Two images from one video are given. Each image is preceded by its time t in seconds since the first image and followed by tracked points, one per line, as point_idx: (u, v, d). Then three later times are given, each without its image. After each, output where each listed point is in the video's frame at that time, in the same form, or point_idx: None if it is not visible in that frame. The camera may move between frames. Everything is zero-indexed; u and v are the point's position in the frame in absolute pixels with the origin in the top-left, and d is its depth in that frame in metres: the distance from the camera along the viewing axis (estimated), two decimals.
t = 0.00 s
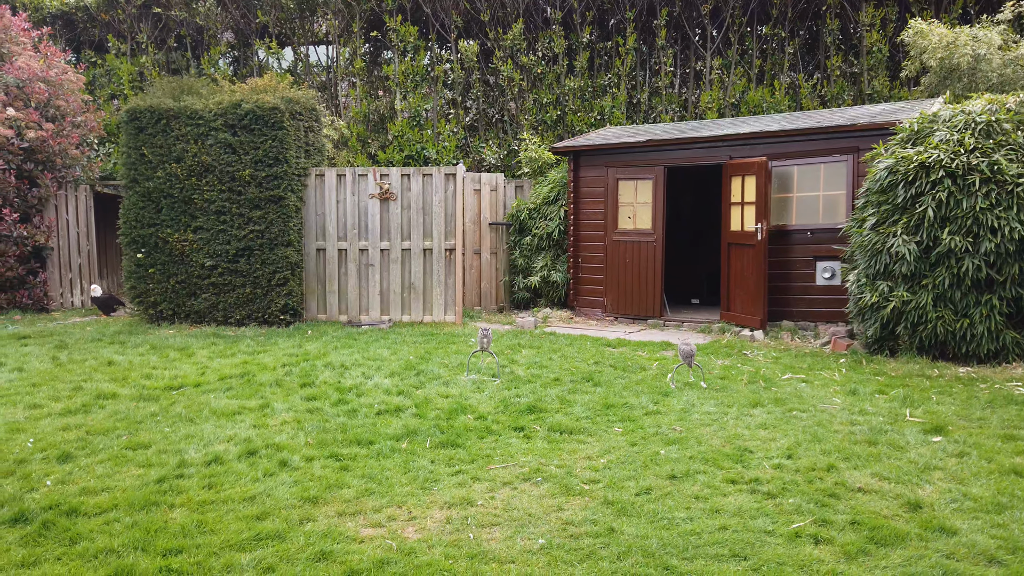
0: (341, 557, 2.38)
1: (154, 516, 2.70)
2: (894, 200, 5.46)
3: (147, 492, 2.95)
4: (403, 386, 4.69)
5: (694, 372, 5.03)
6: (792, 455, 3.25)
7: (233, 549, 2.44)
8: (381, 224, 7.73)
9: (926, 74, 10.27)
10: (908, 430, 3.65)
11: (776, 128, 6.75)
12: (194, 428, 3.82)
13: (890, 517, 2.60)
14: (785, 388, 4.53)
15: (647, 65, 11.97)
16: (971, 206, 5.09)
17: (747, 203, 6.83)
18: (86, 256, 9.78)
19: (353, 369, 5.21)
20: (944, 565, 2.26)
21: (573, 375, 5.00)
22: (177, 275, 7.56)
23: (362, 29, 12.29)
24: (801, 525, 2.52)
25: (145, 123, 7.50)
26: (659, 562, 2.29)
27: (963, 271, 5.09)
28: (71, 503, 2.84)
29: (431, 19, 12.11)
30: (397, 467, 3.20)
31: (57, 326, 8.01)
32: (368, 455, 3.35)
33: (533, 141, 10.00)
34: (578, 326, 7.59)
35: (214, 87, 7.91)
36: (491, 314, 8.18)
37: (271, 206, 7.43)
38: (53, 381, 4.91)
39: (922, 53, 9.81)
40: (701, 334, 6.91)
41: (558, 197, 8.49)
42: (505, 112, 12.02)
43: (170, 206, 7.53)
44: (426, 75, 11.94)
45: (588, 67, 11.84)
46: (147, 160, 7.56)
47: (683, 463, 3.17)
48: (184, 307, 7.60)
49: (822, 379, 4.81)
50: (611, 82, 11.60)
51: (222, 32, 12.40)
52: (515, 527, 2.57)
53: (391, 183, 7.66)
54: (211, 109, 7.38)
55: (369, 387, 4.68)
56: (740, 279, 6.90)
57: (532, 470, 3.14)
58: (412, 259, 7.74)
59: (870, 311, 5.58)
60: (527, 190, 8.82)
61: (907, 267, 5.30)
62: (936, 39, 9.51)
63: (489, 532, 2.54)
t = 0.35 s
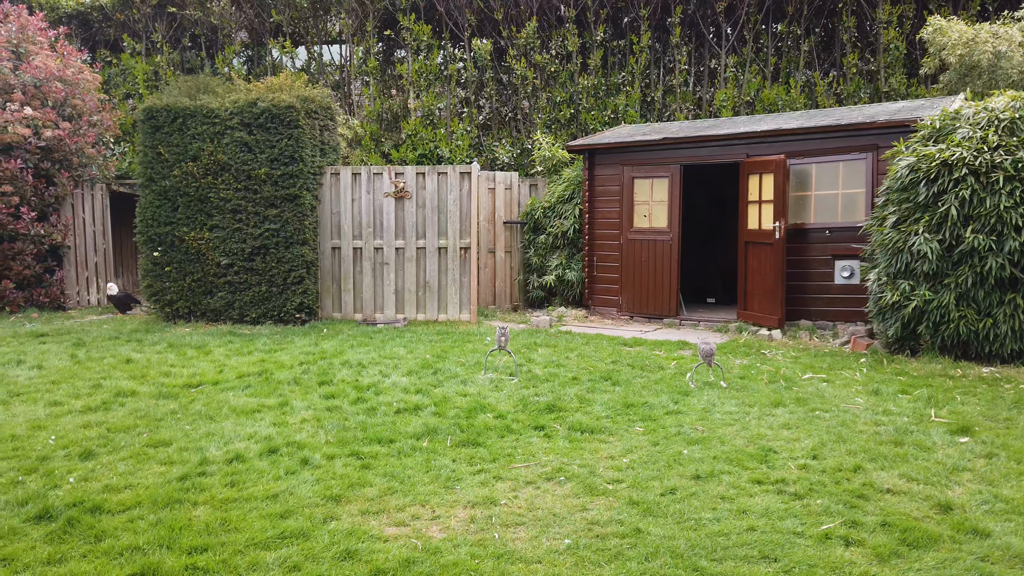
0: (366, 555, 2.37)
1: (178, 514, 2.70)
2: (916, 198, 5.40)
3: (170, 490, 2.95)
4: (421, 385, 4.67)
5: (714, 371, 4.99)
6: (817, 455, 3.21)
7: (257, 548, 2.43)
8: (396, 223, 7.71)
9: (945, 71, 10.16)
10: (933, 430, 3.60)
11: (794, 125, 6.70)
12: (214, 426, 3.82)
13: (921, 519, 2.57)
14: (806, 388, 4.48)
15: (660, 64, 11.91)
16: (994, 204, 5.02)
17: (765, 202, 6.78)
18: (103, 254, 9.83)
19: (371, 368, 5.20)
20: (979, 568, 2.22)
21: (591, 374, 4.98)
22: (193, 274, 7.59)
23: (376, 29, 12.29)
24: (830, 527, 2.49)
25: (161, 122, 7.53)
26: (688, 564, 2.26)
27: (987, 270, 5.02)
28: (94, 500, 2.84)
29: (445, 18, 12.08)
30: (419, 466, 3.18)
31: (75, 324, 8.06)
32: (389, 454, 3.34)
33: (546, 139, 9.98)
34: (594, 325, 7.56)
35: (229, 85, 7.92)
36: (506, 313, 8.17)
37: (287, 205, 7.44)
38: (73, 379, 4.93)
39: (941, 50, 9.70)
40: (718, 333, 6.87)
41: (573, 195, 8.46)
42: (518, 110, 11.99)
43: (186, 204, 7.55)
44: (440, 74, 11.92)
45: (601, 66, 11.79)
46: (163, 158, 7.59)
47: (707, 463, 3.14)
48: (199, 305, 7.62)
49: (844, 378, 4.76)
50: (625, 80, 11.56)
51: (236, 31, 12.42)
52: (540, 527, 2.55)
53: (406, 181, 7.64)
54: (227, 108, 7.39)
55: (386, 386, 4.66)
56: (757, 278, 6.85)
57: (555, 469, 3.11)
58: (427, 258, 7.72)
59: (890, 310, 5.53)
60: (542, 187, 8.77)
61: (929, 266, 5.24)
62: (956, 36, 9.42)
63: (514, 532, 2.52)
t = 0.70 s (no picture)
0: (414, 563, 2.33)
1: (221, 518, 2.68)
2: (962, 199, 5.27)
3: (211, 492, 2.93)
4: (455, 386, 4.63)
5: (752, 375, 4.90)
6: (869, 464, 3.12)
7: (303, 553, 2.40)
8: (426, 222, 7.67)
9: (984, 68, 9.94)
10: (987, 438, 3.49)
11: (832, 123, 6.56)
12: (252, 427, 3.81)
13: (984, 532, 2.48)
14: (849, 392, 4.38)
15: (689, 61, 11.76)
16: None
17: (801, 202, 6.66)
18: (134, 253, 9.86)
19: (404, 369, 5.17)
20: None
21: (626, 377, 4.90)
22: (223, 273, 7.63)
23: (403, 28, 12.25)
24: (891, 540, 2.41)
25: (193, 121, 7.57)
26: None
27: None
28: (137, 502, 2.83)
29: (472, 17, 11.97)
30: (460, 470, 3.13)
31: (106, 322, 8.14)
32: (429, 457, 3.29)
33: (574, 138, 9.89)
34: (624, 326, 7.48)
35: (260, 85, 7.94)
36: (535, 314, 8.12)
37: (318, 204, 7.44)
38: (109, 378, 4.96)
39: (981, 47, 9.47)
40: (753, 335, 6.78)
41: (603, 195, 8.38)
42: (545, 109, 11.90)
43: (217, 204, 7.59)
44: (467, 72, 11.89)
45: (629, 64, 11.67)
46: (195, 157, 7.63)
47: (755, 470, 3.06)
48: (230, 304, 7.67)
49: (887, 383, 4.64)
50: (653, 78, 11.44)
51: (264, 31, 12.46)
52: (589, 535, 2.49)
53: (436, 180, 7.60)
54: (258, 107, 7.41)
55: (420, 387, 4.62)
56: (793, 279, 6.74)
57: (598, 475, 3.05)
58: (456, 257, 7.66)
59: (933, 313, 5.41)
60: (571, 187, 8.65)
61: (975, 268, 5.11)
62: (997, 33, 9.20)
63: (562, 541, 2.47)
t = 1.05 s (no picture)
0: (491, 572, 2.29)
1: (295, 519, 2.68)
2: None
3: (283, 493, 2.94)
4: (516, 389, 4.59)
5: (821, 382, 4.75)
6: (957, 478, 2.98)
7: (378, 558, 2.39)
8: (481, 222, 7.63)
9: None
10: None
11: (902, 121, 6.34)
12: (318, 427, 3.83)
13: None
14: (926, 402, 4.21)
15: (746, 58, 11.51)
16: None
17: (868, 202, 6.45)
18: (194, 251, 9.96)
19: (463, 370, 5.14)
20: None
21: (689, 382, 4.79)
22: (282, 272, 7.76)
23: (455, 28, 12.25)
24: (991, 561, 2.29)
25: (253, 122, 7.70)
26: None
27: None
28: (211, 501, 2.85)
29: (524, 16, 11.85)
30: (529, 475, 3.08)
31: (168, 319, 8.34)
32: (496, 461, 3.25)
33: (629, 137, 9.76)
34: (681, 329, 7.35)
35: (318, 85, 8.02)
36: (589, 315, 8.04)
37: (374, 204, 7.48)
38: (176, 375, 5.06)
39: None
40: (816, 340, 6.59)
41: (659, 194, 8.18)
42: (596, 108, 11.74)
43: (276, 204, 7.71)
44: (518, 71, 11.88)
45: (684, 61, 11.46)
46: (255, 158, 7.76)
47: (836, 483, 2.95)
48: (288, 303, 7.80)
49: (966, 393, 4.44)
50: (708, 75, 11.23)
51: (319, 33, 12.60)
52: (668, 548, 2.43)
53: (491, 180, 7.55)
54: (316, 108, 7.49)
55: (481, 389, 4.59)
56: (859, 282, 6.53)
57: (672, 484, 2.97)
58: (510, 258, 7.59)
59: (1012, 320, 5.18)
60: (625, 187, 8.59)
61: None
62: None
63: (641, 553, 2.40)
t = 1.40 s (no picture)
0: None
1: (384, 516, 2.68)
2: None
3: (369, 490, 2.95)
4: (588, 389, 4.53)
5: (905, 388, 4.57)
6: None
7: (472, 559, 2.37)
8: (542, 222, 7.54)
9: None
10: None
11: (985, 117, 6.08)
12: (394, 425, 3.84)
13: None
14: (1021, 410, 4.02)
15: (810, 55, 11.21)
16: None
17: (948, 202, 6.22)
18: (258, 250, 10.06)
19: (532, 369, 5.11)
20: None
21: (765, 385, 4.67)
22: (346, 270, 7.87)
23: (513, 28, 12.22)
24: None
25: (319, 123, 7.83)
26: None
27: None
28: (300, 497, 2.87)
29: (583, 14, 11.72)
30: (614, 478, 3.02)
31: (235, 316, 8.55)
32: (578, 462, 3.21)
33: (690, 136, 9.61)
34: (747, 331, 7.20)
35: (382, 86, 8.10)
36: (650, 316, 7.95)
37: (437, 204, 7.51)
38: (250, 371, 5.15)
39: None
40: (891, 344, 6.38)
41: (724, 194, 8.00)
42: (655, 107, 11.56)
43: (341, 203, 7.83)
44: (576, 70, 11.80)
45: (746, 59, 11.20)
46: (320, 158, 7.89)
47: (938, 493, 2.82)
48: (351, 301, 7.90)
49: None
50: (771, 73, 10.97)
51: (378, 34, 12.71)
52: (769, 557, 2.36)
53: (553, 180, 7.45)
54: (380, 109, 7.56)
55: (552, 389, 4.55)
56: (938, 284, 6.30)
57: (763, 490, 2.88)
58: (572, 258, 7.48)
59: None
60: (688, 186, 8.37)
61: None
62: None
63: (741, 561, 2.33)
